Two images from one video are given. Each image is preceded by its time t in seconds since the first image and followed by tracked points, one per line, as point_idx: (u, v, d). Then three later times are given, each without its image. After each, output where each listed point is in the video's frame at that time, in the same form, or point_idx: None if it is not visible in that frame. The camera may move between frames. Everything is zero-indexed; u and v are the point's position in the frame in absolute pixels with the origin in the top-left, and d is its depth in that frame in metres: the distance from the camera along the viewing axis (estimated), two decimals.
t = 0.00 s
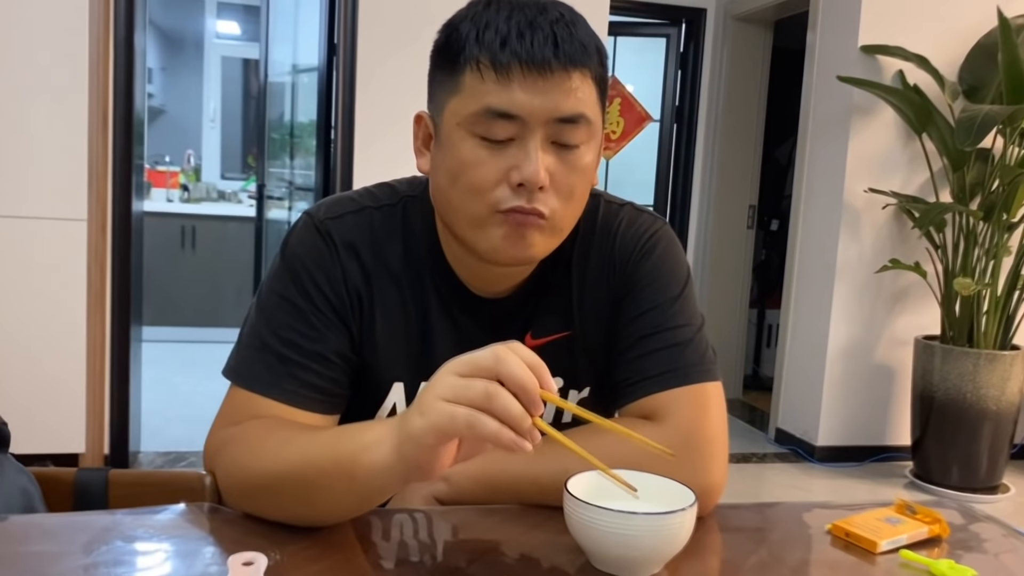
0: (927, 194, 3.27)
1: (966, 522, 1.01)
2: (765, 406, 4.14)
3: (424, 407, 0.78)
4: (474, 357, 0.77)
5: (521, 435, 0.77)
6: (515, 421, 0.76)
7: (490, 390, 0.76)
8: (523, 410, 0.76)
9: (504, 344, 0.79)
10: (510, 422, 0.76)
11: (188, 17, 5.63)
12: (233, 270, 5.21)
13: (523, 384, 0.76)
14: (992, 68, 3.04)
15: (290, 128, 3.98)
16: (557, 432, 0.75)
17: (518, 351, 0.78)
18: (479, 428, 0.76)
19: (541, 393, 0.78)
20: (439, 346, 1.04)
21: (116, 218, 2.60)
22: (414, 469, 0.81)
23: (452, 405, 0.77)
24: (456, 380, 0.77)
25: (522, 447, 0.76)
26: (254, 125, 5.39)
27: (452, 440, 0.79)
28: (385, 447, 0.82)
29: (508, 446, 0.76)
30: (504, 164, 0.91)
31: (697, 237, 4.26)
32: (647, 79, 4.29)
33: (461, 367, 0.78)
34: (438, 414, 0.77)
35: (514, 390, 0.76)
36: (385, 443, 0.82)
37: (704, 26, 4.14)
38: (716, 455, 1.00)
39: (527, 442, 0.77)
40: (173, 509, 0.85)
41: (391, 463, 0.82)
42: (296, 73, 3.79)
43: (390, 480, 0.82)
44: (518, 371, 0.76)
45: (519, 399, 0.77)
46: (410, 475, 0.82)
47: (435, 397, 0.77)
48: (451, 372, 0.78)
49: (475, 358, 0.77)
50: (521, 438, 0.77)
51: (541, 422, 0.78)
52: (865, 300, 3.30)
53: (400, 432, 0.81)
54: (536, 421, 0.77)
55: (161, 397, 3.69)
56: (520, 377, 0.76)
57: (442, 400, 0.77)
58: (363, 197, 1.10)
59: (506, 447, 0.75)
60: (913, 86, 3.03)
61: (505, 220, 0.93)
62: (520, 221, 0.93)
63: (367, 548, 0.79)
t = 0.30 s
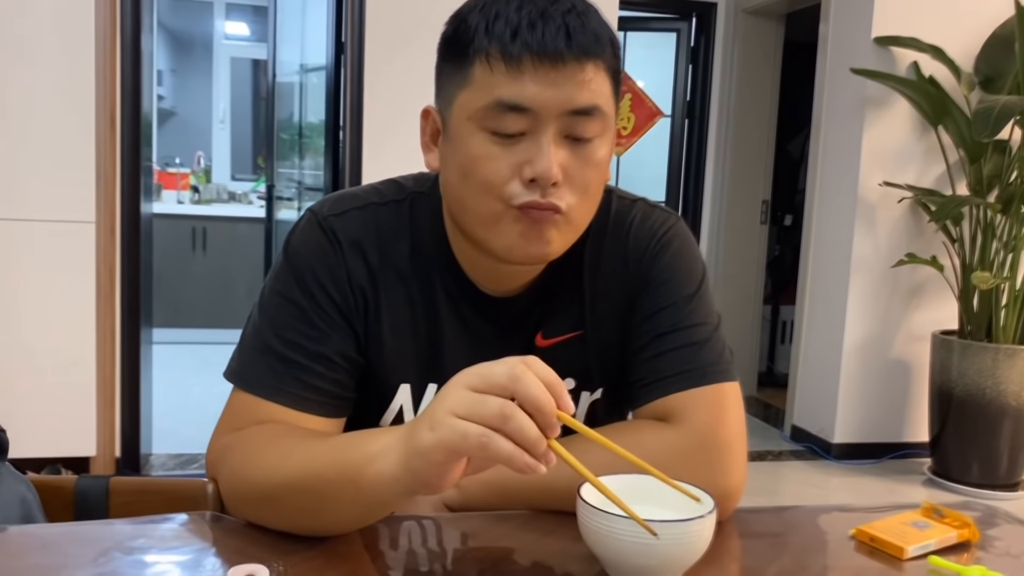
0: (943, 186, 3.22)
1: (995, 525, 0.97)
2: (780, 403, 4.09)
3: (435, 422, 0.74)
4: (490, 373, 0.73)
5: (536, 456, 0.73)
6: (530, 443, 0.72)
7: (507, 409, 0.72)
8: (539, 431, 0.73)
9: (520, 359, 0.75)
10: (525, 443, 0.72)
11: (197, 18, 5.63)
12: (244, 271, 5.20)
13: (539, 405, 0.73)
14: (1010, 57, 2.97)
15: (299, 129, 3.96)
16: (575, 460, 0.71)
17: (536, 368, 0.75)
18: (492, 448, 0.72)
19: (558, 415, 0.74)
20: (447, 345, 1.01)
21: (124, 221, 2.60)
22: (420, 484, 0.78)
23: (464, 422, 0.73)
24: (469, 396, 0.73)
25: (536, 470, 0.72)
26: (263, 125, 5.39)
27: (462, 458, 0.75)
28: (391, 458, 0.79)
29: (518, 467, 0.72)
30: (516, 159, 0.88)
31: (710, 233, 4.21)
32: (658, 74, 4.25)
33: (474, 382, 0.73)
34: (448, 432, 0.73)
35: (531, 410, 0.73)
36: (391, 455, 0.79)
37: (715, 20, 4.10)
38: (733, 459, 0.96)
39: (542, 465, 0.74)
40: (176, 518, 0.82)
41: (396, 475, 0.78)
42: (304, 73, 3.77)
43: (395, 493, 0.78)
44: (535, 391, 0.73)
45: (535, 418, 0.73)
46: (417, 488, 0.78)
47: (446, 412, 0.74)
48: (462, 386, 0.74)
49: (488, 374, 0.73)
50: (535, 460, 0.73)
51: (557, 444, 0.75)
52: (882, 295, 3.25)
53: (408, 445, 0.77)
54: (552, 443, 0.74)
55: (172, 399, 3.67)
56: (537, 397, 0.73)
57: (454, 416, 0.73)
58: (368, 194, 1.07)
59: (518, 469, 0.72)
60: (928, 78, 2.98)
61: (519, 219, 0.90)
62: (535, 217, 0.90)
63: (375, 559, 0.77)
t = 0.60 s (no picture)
0: (963, 178, 3.15)
1: None
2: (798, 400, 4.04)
3: (446, 422, 0.71)
4: (504, 373, 0.70)
5: (552, 458, 0.70)
6: (546, 445, 0.69)
7: (522, 409, 0.69)
8: (555, 432, 0.70)
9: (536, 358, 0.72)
10: (541, 445, 0.69)
11: (207, 19, 5.63)
12: (257, 273, 5.19)
13: (556, 405, 0.69)
14: None
15: (310, 129, 3.95)
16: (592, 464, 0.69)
17: (552, 366, 0.71)
18: (505, 450, 0.69)
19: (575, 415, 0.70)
20: (460, 346, 0.98)
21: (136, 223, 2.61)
22: (430, 486, 0.75)
23: (477, 422, 0.70)
24: (481, 394, 0.70)
25: (553, 472, 0.69)
26: (275, 127, 5.38)
27: (475, 460, 0.72)
28: (401, 459, 0.76)
29: (534, 470, 0.69)
30: (533, 160, 0.85)
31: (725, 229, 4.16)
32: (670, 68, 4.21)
33: (487, 381, 0.70)
34: (461, 432, 0.70)
35: (547, 411, 0.70)
36: (402, 457, 0.76)
37: (727, 13, 4.06)
38: (756, 458, 0.93)
39: (558, 467, 0.71)
40: (182, 526, 0.79)
41: (406, 476, 0.75)
42: (314, 73, 3.75)
43: (406, 495, 0.75)
44: (550, 392, 0.69)
45: (550, 419, 0.70)
46: (428, 490, 0.75)
47: (457, 411, 0.71)
48: (475, 384, 0.71)
49: (501, 372, 0.70)
50: (552, 462, 0.70)
51: (574, 445, 0.72)
52: (901, 289, 3.20)
53: (418, 446, 0.74)
54: (569, 445, 0.71)
55: (185, 402, 3.66)
56: (553, 398, 0.69)
57: (465, 414, 0.70)
58: (378, 190, 1.04)
59: (533, 470, 0.69)
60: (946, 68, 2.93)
61: (534, 219, 0.87)
62: (551, 217, 0.87)
63: (386, 565, 0.74)
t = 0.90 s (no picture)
0: (983, 171, 3.10)
1: None
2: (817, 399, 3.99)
3: (449, 430, 0.69)
4: (511, 382, 0.67)
5: (560, 470, 0.67)
6: (553, 456, 0.67)
7: (527, 418, 0.66)
8: (562, 443, 0.67)
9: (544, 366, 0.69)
10: (547, 456, 0.67)
11: (219, 24, 5.64)
12: (271, 277, 5.19)
13: (564, 415, 0.67)
14: None
15: (322, 131, 3.94)
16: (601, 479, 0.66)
17: (560, 375, 0.69)
18: (510, 461, 0.66)
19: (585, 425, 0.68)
20: (466, 351, 0.95)
21: (147, 228, 2.60)
22: (434, 496, 0.72)
23: (481, 431, 0.67)
24: (486, 401, 0.67)
25: (561, 485, 0.67)
26: (287, 130, 5.38)
27: (479, 471, 0.69)
28: (403, 469, 0.73)
29: (542, 483, 0.67)
30: (542, 160, 0.82)
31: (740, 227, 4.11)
32: (683, 64, 4.16)
33: (491, 388, 0.68)
34: (464, 441, 0.68)
35: (554, 420, 0.67)
36: (405, 467, 0.73)
37: (741, 9, 4.01)
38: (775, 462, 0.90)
39: (567, 479, 0.68)
40: (183, 538, 0.76)
41: (408, 486, 0.73)
42: (325, 75, 3.74)
43: (408, 506, 0.73)
44: (558, 400, 0.67)
45: (558, 428, 0.68)
46: (431, 501, 0.73)
47: (460, 419, 0.68)
48: (478, 391, 0.68)
49: (507, 379, 0.67)
50: (560, 475, 0.67)
51: (583, 456, 0.69)
52: (920, 285, 3.14)
53: (421, 457, 0.72)
54: (577, 457, 0.68)
55: (198, 406, 3.65)
56: (561, 407, 0.67)
57: (469, 423, 0.68)
58: (380, 192, 1.02)
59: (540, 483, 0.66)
60: (964, 60, 2.88)
61: (544, 225, 0.84)
62: (561, 220, 0.83)
63: None
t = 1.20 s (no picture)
0: (1001, 168, 3.05)
1: None
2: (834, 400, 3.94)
3: (443, 448, 0.68)
4: (509, 398, 0.66)
5: (558, 492, 0.65)
6: (552, 478, 0.65)
7: (524, 438, 0.65)
8: (561, 463, 0.65)
9: (543, 382, 0.67)
10: (546, 478, 0.65)
11: (231, 31, 5.66)
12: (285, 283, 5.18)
13: (562, 434, 0.65)
14: None
15: (333, 136, 3.94)
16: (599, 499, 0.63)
17: (559, 392, 0.67)
18: (506, 482, 0.65)
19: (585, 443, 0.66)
20: (468, 361, 0.94)
21: (158, 235, 2.60)
22: (428, 514, 0.70)
23: (477, 450, 0.66)
24: (484, 418, 0.66)
25: (560, 507, 0.64)
26: (299, 135, 5.38)
27: (474, 491, 0.68)
28: (399, 485, 0.72)
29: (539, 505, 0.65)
30: (543, 169, 0.80)
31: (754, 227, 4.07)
32: (695, 64, 4.13)
33: (489, 404, 0.66)
34: (460, 460, 0.66)
35: (553, 439, 0.65)
36: (400, 484, 0.72)
37: (752, 7, 3.98)
38: (786, 474, 0.87)
39: (566, 501, 0.66)
40: (181, 556, 0.72)
41: (402, 503, 0.71)
42: (336, 81, 3.74)
43: (404, 524, 0.72)
44: (556, 417, 0.65)
45: (556, 448, 0.66)
46: (426, 518, 0.71)
47: (456, 437, 0.67)
48: (474, 407, 0.67)
49: (504, 395, 0.66)
50: (558, 497, 0.65)
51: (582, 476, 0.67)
52: (937, 284, 3.10)
53: (414, 475, 0.70)
54: (577, 477, 0.66)
55: (212, 413, 3.65)
56: (559, 426, 0.65)
57: (465, 441, 0.66)
58: (380, 199, 1.00)
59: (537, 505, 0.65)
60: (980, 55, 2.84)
61: (548, 231, 0.82)
62: (565, 227, 0.81)
63: None
